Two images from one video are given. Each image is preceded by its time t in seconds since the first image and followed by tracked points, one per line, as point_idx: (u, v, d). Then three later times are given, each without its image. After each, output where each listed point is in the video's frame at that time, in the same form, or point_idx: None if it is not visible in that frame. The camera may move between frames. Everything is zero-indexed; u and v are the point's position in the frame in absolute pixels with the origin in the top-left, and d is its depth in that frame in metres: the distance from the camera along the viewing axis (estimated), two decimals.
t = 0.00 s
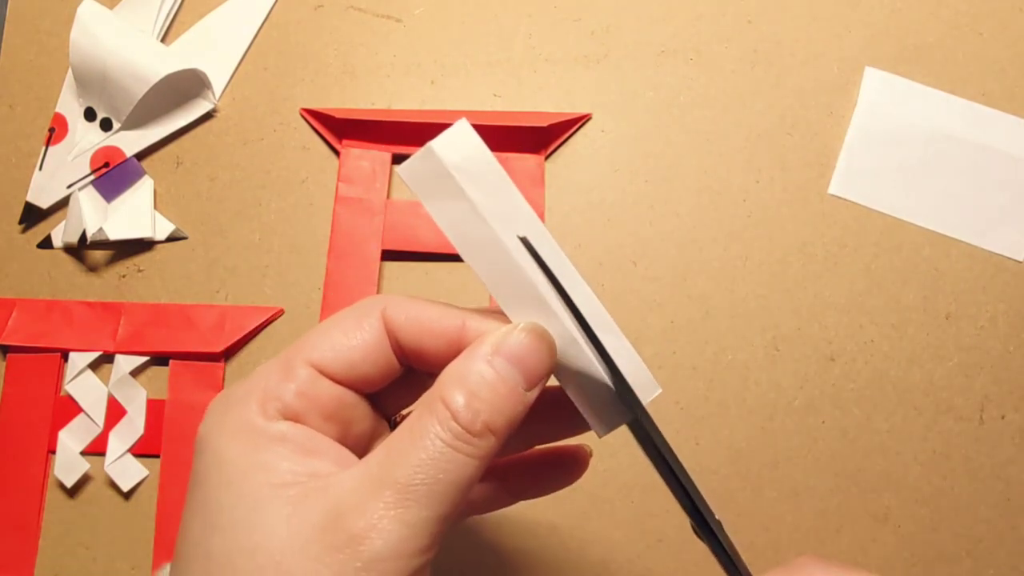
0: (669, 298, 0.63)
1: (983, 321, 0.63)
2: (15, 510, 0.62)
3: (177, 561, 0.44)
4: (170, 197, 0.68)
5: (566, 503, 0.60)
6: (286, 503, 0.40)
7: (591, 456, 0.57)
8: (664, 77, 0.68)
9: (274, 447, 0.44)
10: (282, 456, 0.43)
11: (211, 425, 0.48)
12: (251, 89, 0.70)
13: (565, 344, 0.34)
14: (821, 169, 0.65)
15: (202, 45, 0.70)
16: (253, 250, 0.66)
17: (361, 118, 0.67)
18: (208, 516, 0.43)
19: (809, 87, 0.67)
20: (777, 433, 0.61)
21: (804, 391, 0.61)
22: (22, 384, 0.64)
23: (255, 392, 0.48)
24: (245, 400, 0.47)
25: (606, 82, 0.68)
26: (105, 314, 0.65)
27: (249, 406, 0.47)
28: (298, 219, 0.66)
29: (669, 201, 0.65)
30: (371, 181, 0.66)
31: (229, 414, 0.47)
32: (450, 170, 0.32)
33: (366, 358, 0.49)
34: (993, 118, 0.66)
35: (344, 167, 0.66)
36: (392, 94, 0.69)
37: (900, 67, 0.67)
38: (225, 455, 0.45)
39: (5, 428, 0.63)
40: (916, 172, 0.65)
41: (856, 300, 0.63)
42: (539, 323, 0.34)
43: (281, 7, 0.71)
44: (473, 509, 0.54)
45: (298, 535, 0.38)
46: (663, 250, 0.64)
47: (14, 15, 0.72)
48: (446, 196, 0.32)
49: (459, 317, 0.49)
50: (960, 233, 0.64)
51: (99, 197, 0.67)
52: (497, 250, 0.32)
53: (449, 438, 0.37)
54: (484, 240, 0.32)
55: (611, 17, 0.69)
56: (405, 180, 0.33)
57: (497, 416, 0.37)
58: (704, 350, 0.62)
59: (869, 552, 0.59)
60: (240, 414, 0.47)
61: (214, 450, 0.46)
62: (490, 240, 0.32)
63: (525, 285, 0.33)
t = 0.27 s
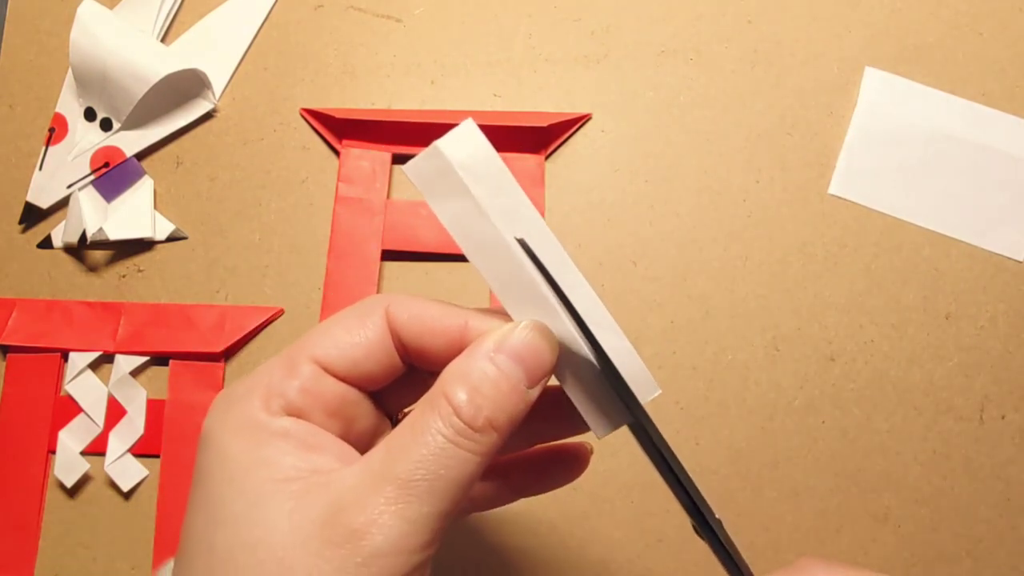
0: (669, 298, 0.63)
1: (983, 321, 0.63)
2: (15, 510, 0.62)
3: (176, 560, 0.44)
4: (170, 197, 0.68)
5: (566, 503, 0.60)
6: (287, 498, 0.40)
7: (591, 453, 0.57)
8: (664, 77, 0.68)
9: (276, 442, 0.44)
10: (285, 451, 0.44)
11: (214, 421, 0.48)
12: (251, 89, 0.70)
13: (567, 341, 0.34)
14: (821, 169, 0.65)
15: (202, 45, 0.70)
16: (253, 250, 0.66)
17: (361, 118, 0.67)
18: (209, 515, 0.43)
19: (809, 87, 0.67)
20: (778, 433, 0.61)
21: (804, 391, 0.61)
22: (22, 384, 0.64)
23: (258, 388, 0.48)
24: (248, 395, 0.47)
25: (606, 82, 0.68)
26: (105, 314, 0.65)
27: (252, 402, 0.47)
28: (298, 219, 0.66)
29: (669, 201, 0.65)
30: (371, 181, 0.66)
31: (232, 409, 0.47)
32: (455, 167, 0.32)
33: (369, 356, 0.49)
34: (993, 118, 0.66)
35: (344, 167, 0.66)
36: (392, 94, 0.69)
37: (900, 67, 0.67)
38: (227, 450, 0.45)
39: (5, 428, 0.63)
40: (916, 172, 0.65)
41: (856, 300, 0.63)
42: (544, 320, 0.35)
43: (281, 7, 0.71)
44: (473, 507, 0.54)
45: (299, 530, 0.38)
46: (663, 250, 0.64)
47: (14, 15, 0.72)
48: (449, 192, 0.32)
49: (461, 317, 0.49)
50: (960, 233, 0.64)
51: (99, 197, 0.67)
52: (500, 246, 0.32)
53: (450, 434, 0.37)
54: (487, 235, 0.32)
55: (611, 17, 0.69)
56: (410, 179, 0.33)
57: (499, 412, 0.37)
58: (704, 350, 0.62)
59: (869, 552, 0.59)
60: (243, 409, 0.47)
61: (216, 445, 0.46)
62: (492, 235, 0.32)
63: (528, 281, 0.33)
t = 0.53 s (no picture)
0: (669, 298, 0.63)
1: (983, 321, 0.63)
2: (15, 510, 0.62)
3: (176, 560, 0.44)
4: (170, 197, 0.68)
5: (567, 502, 0.60)
6: (289, 496, 0.40)
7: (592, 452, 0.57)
8: (664, 77, 0.68)
9: (278, 441, 0.44)
10: (286, 450, 0.44)
11: (215, 419, 0.48)
12: (251, 89, 0.70)
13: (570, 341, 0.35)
14: (821, 169, 0.65)
15: (201, 45, 0.70)
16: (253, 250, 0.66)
17: (361, 118, 0.67)
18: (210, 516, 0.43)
19: (809, 87, 0.67)
20: (777, 433, 0.61)
21: (804, 391, 0.61)
22: (22, 384, 0.64)
23: (260, 386, 0.48)
24: (250, 394, 0.47)
25: (606, 82, 0.68)
26: (105, 314, 0.65)
27: (254, 400, 0.47)
28: (298, 219, 0.66)
29: (669, 201, 0.65)
30: (371, 181, 0.66)
31: (234, 407, 0.47)
32: (458, 167, 0.32)
33: (371, 356, 0.49)
34: (993, 118, 0.66)
35: (344, 167, 0.66)
36: (392, 94, 0.69)
37: (900, 67, 0.67)
38: (228, 448, 0.45)
39: (5, 428, 0.63)
40: (916, 172, 0.65)
41: (856, 300, 0.63)
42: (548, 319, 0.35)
43: (280, 7, 0.71)
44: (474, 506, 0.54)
45: (299, 529, 0.38)
46: (663, 250, 0.64)
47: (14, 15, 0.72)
48: (454, 193, 0.32)
49: (463, 317, 0.48)
50: (960, 233, 0.64)
51: (99, 197, 0.67)
52: (501, 250, 0.32)
53: (452, 433, 0.37)
54: (490, 238, 0.32)
55: (611, 17, 0.69)
56: (415, 178, 0.33)
57: (501, 412, 0.37)
58: (704, 350, 0.62)
59: (869, 552, 0.59)
60: (245, 407, 0.47)
61: (218, 443, 0.46)
62: (495, 238, 0.32)
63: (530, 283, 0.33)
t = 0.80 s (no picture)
0: (669, 298, 0.63)
1: (983, 321, 0.63)
2: (15, 510, 0.62)
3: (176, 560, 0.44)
4: (170, 197, 0.68)
5: (567, 502, 0.60)
6: (295, 497, 0.40)
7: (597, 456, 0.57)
8: (664, 77, 0.68)
9: (283, 442, 0.44)
10: (291, 451, 0.44)
11: (220, 418, 0.48)
12: (251, 89, 0.70)
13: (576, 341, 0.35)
14: (821, 169, 0.65)
15: (202, 45, 0.70)
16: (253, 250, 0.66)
17: (361, 118, 0.67)
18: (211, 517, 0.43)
19: (809, 87, 0.67)
20: (777, 433, 0.61)
21: (804, 391, 0.61)
22: (22, 384, 0.64)
23: (266, 385, 0.48)
24: (256, 393, 0.47)
25: (606, 82, 0.68)
26: (105, 314, 0.65)
27: (259, 400, 0.47)
28: (298, 219, 0.66)
29: (669, 201, 0.65)
30: (371, 181, 0.66)
31: (239, 406, 0.47)
32: (466, 169, 0.31)
33: (377, 356, 0.49)
34: (993, 118, 0.66)
35: (344, 166, 0.66)
36: (392, 94, 0.69)
37: (900, 67, 0.67)
38: (234, 448, 0.45)
39: (5, 428, 0.63)
40: (916, 172, 0.65)
41: (856, 300, 0.63)
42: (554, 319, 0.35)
43: (280, 7, 0.71)
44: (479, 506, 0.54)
45: (306, 530, 0.38)
46: (663, 250, 0.64)
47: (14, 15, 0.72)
48: (462, 196, 0.32)
49: (471, 318, 0.48)
50: (960, 233, 0.64)
51: (99, 197, 0.67)
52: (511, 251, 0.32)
53: (460, 436, 0.37)
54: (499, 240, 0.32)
55: (611, 17, 0.69)
56: (421, 180, 0.32)
57: (509, 415, 0.37)
58: (704, 350, 0.62)
59: (869, 552, 0.59)
60: (250, 407, 0.47)
61: (223, 443, 0.46)
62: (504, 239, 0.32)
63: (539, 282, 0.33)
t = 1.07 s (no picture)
0: (669, 298, 0.63)
1: (983, 321, 0.63)
2: (15, 510, 0.62)
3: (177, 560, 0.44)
4: (170, 197, 0.68)
5: (567, 502, 0.60)
6: (305, 507, 0.40)
7: (603, 458, 0.57)
8: (664, 77, 0.68)
9: (292, 450, 0.44)
10: (301, 460, 0.43)
11: (228, 424, 0.48)
12: (251, 89, 0.70)
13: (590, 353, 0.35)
14: (821, 169, 0.65)
15: (201, 45, 0.70)
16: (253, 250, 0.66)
17: (361, 118, 0.67)
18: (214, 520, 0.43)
19: (809, 87, 0.67)
20: (778, 433, 0.61)
21: (804, 391, 0.61)
22: (22, 384, 0.64)
23: (277, 392, 0.48)
24: (267, 400, 0.47)
25: (606, 82, 0.68)
26: (105, 314, 0.65)
27: (270, 407, 0.47)
28: (298, 219, 0.66)
29: (669, 201, 0.65)
30: (371, 181, 0.66)
31: (249, 413, 0.47)
32: (484, 181, 0.31)
33: (388, 365, 0.49)
34: (993, 118, 0.66)
35: (344, 167, 0.66)
36: (392, 94, 0.69)
37: (900, 67, 0.67)
38: (243, 455, 0.45)
39: (5, 428, 0.63)
40: (916, 172, 0.65)
41: (856, 300, 0.63)
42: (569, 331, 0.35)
43: (280, 7, 0.71)
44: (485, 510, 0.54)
45: (315, 540, 0.38)
46: (663, 250, 0.64)
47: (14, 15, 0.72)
48: (479, 207, 0.32)
49: (486, 329, 0.48)
50: (960, 233, 0.64)
51: (99, 197, 0.67)
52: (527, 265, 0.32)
53: (472, 449, 0.37)
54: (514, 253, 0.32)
55: (611, 17, 0.69)
56: (439, 190, 0.32)
57: (522, 430, 0.37)
58: (704, 350, 0.62)
59: (869, 552, 0.59)
60: (260, 414, 0.47)
61: (232, 449, 0.46)
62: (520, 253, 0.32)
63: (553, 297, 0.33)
